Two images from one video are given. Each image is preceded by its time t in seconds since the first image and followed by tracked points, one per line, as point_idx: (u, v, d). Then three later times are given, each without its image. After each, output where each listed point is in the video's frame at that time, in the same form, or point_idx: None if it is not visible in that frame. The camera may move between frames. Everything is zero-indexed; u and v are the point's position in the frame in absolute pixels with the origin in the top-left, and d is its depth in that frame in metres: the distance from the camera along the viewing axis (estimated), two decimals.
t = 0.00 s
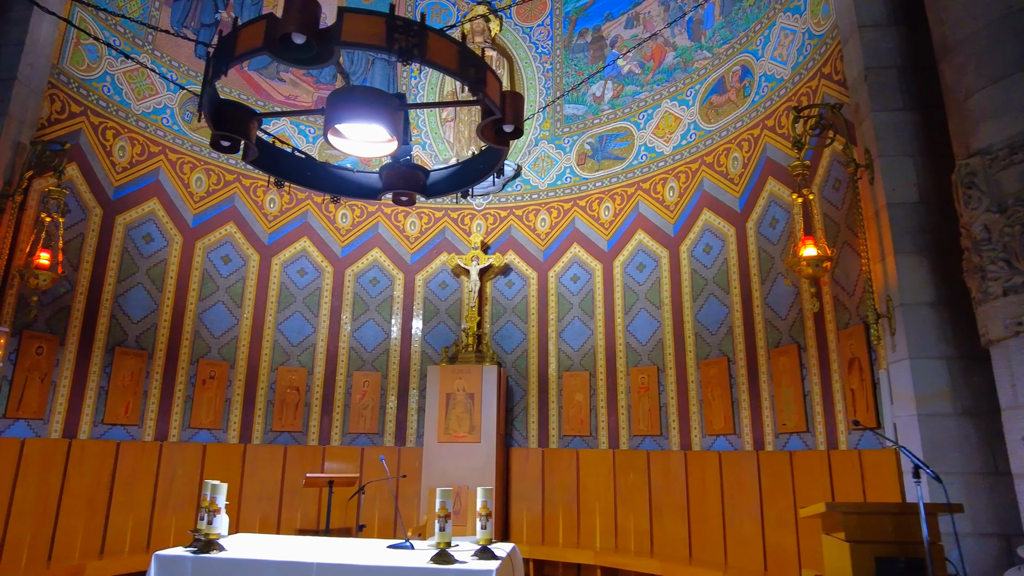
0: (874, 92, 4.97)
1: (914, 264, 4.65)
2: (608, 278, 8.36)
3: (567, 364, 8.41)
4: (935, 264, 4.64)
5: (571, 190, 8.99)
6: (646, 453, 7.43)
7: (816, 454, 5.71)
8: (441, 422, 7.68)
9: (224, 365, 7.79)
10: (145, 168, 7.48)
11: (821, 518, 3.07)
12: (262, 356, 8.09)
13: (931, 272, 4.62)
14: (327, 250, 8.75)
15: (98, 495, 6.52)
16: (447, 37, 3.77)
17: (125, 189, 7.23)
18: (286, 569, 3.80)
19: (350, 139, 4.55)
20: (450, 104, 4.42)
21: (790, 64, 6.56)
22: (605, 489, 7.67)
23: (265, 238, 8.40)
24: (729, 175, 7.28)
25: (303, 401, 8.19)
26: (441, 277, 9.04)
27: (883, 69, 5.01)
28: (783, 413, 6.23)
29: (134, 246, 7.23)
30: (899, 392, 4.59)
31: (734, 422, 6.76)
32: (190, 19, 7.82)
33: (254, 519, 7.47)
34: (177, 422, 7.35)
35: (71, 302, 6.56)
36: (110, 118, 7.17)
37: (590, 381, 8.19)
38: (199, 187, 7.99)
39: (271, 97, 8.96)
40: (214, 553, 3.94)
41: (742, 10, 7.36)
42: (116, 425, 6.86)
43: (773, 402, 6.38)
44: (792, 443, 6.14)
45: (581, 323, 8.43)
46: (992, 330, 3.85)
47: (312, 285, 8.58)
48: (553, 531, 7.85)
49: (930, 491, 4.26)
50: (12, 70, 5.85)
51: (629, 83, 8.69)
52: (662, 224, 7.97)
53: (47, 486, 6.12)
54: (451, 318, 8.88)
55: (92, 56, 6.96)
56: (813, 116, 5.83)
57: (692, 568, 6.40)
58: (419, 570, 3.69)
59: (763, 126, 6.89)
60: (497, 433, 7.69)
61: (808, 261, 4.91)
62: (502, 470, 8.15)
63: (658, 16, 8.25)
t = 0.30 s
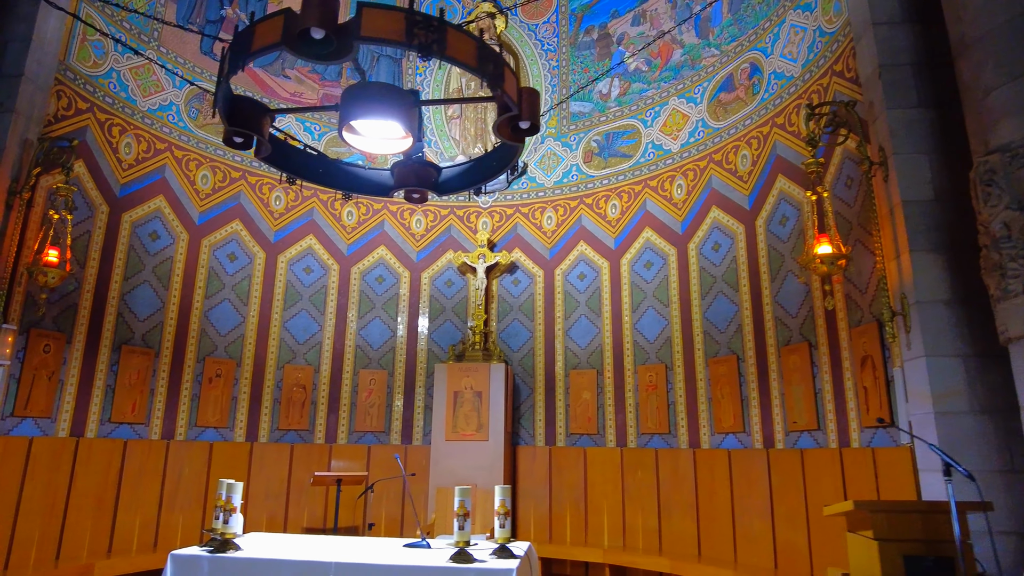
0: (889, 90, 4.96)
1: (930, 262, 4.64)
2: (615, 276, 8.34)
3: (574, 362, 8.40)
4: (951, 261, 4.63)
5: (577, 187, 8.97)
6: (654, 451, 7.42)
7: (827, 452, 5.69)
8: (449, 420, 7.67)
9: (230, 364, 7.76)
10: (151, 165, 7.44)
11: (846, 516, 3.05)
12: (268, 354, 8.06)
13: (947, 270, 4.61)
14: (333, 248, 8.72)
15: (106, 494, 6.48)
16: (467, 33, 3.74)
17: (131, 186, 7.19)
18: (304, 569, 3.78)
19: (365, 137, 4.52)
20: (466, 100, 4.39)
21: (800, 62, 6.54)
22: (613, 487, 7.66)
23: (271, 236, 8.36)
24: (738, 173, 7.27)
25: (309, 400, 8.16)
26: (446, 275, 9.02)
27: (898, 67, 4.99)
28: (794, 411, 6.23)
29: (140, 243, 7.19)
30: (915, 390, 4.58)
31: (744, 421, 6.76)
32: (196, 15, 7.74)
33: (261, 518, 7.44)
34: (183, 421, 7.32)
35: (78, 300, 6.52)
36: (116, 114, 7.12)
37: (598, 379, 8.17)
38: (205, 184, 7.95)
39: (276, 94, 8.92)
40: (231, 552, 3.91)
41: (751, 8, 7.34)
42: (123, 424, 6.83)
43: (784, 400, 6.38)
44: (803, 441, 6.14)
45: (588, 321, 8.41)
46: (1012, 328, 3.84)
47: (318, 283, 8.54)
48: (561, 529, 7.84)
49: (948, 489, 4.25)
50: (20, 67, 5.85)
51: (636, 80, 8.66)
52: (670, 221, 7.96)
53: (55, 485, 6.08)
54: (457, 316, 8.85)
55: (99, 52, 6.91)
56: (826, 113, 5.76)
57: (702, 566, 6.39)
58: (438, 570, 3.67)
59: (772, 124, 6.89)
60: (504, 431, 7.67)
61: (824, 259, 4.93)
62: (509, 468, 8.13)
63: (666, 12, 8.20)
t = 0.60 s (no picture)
0: (905, 87, 4.92)
1: (947, 260, 4.60)
2: (621, 275, 8.30)
3: (580, 360, 8.34)
4: (969, 259, 4.60)
5: (583, 185, 8.92)
6: (661, 450, 7.38)
7: (838, 451, 5.66)
8: (455, 419, 7.61)
9: (234, 362, 7.68)
10: (154, 162, 7.35)
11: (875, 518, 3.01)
12: (272, 352, 7.99)
13: (964, 269, 4.57)
14: (337, 246, 8.64)
15: (109, 494, 6.40)
16: (486, 26, 3.68)
17: (134, 182, 7.10)
18: (319, 571, 3.71)
19: (378, 132, 4.45)
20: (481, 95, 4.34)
21: (811, 59, 6.50)
22: (620, 487, 7.61)
23: (275, 233, 8.27)
24: (747, 171, 7.25)
25: (313, 398, 8.09)
26: (451, 273, 8.95)
27: (914, 64, 4.96)
28: (805, 410, 6.20)
29: (143, 240, 7.10)
30: (932, 389, 4.55)
31: (753, 420, 6.73)
32: (200, 9, 7.67)
33: (265, 518, 7.37)
34: (186, 420, 7.25)
35: (81, 297, 6.43)
36: (119, 109, 7.02)
37: (604, 378, 8.13)
38: (208, 180, 7.86)
39: (280, 91, 8.77)
40: (244, 554, 3.84)
41: (760, 5, 7.31)
42: (126, 423, 6.75)
43: (794, 399, 6.35)
44: (813, 440, 6.11)
45: (594, 319, 8.36)
46: None
47: (322, 281, 8.46)
48: (567, 529, 7.79)
49: (967, 488, 4.22)
50: (24, 60, 5.78)
51: (642, 77, 8.61)
52: (677, 219, 7.92)
53: (58, 485, 5.99)
54: (462, 315, 8.78)
55: (101, 46, 6.81)
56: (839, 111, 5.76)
57: (712, 567, 6.35)
58: (457, 571, 3.61)
59: (782, 122, 6.86)
60: (511, 430, 7.62)
61: (841, 257, 4.89)
62: (515, 467, 8.07)
63: (673, 10, 8.17)
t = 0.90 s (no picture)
0: (916, 83, 4.90)
1: (959, 258, 4.58)
2: (625, 273, 8.26)
3: (583, 359, 8.31)
4: (980, 256, 4.58)
5: (586, 183, 8.88)
6: (666, 449, 7.35)
7: (846, 450, 5.63)
8: (459, 418, 7.57)
9: (235, 361, 7.61)
10: (154, 158, 7.27)
11: (896, 516, 2.99)
12: (274, 350, 7.92)
13: (976, 266, 4.55)
14: (339, 244, 8.58)
15: (110, 494, 6.33)
16: (500, 19, 3.63)
17: (134, 179, 7.02)
18: (332, 571, 3.66)
19: (388, 127, 4.40)
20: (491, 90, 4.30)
21: (818, 56, 6.46)
22: (624, 486, 7.58)
23: (276, 231, 8.21)
24: (752, 168, 7.23)
25: (315, 397, 8.03)
26: (453, 271, 8.90)
27: (925, 59, 4.94)
28: (812, 408, 6.18)
29: (143, 237, 7.02)
30: (944, 386, 4.53)
31: (759, 418, 6.72)
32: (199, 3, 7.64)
33: (267, 517, 7.31)
34: (188, 419, 7.18)
35: (81, 295, 6.35)
36: (119, 105, 6.94)
37: (608, 376, 8.10)
38: (209, 177, 7.79)
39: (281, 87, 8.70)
40: (254, 555, 3.79)
41: (765, 2, 7.28)
42: (127, 422, 6.68)
43: (800, 397, 6.33)
44: (820, 438, 6.10)
45: (598, 318, 8.33)
46: None
47: (324, 279, 8.40)
48: (571, 528, 7.76)
49: (980, 486, 4.20)
50: (23, 55, 5.70)
51: (646, 75, 8.57)
52: (681, 217, 7.90)
53: (58, 485, 5.91)
54: (464, 313, 8.74)
55: (101, 41, 6.73)
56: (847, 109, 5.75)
57: (719, 565, 6.33)
58: (472, 571, 3.56)
59: (788, 119, 6.84)
60: (515, 429, 7.57)
61: (850, 254, 4.89)
62: (518, 467, 8.03)
63: (676, 7, 8.17)
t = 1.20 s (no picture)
0: (928, 82, 4.90)
1: (972, 256, 4.59)
2: (631, 272, 8.26)
3: (590, 358, 8.31)
4: (993, 255, 4.59)
5: (592, 182, 8.87)
6: (674, 448, 7.35)
7: (856, 448, 5.63)
8: (467, 418, 7.57)
9: (242, 361, 7.59)
10: (161, 158, 7.25)
11: (918, 514, 2.99)
12: (281, 350, 7.90)
13: (990, 264, 4.56)
14: (345, 243, 8.56)
15: (118, 495, 6.31)
16: (519, 17, 3.62)
17: (141, 178, 7.00)
18: (351, 571, 3.64)
19: (402, 126, 4.40)
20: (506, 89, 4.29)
21: (826, 55, 6.47)
22: (632, 485, 7.58)
23: (282, 230, 8.19)
24: (760, 167, 7.23)
25: (322, 397, 8.01)
26: (459, 270, 8.89)
27: (937, 58, 4.94)
28: (821, 406, 6.19)
29: (150, 237, 6.99)
30: (958, 384, 4.54)
31: (768, 417, 6.72)
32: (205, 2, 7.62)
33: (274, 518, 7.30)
34: (195, 420, 7.16)
35: (89, 295, 6.33)
36: (126, 105, 6.91)
37: (614, 376, 8.09)
38: (215, 177, 7.77)
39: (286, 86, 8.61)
40: (272, 556, 3.77)
41: (772, 1, 7.28)
42: (134, 423, 6.66)
43: (810, 396, 6.34)
44: (830, 437, 6.11)
45: (604, 317, 8.33)
46: None
47: (330, 278, 8.39)
48: (579, 527, 7.76)
49: (996, 484, 4.20)
50: (31, 53, 5.67)
51: (651, 74, 8.56)
52: (688, 216, 7.91)
53: (67, 486, 5.88)
54: (470, 313, 8.73)
55: (108, 41, 6.70)
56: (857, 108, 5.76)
57: (728, 564, 6.33)
58: (493, 571, 3.55)
59: (796, 118, 6.85)
60: (523, 429, 7.57)
61: (863, 252, 4.89)
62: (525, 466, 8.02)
63: (682, 6, 8.17)
